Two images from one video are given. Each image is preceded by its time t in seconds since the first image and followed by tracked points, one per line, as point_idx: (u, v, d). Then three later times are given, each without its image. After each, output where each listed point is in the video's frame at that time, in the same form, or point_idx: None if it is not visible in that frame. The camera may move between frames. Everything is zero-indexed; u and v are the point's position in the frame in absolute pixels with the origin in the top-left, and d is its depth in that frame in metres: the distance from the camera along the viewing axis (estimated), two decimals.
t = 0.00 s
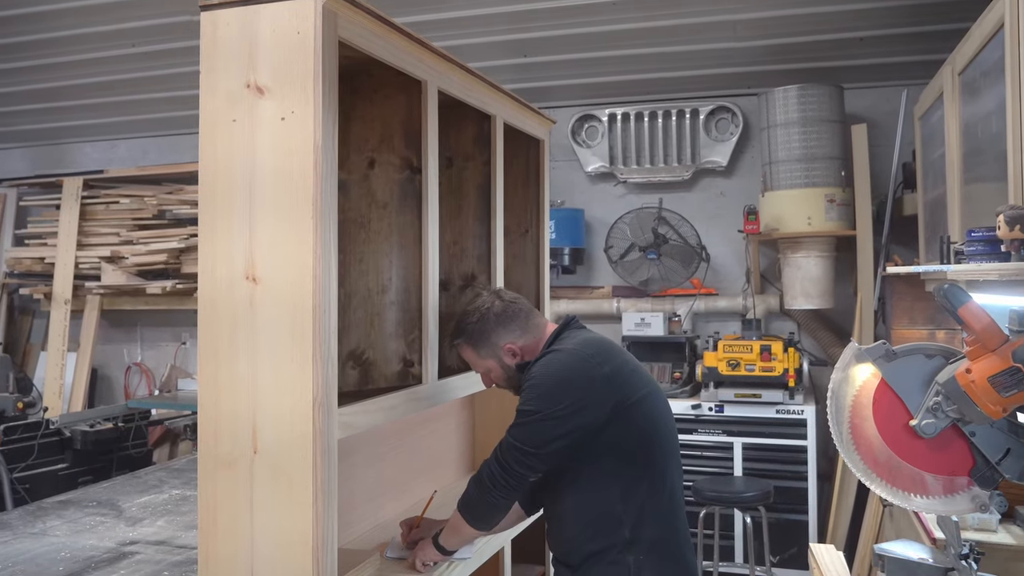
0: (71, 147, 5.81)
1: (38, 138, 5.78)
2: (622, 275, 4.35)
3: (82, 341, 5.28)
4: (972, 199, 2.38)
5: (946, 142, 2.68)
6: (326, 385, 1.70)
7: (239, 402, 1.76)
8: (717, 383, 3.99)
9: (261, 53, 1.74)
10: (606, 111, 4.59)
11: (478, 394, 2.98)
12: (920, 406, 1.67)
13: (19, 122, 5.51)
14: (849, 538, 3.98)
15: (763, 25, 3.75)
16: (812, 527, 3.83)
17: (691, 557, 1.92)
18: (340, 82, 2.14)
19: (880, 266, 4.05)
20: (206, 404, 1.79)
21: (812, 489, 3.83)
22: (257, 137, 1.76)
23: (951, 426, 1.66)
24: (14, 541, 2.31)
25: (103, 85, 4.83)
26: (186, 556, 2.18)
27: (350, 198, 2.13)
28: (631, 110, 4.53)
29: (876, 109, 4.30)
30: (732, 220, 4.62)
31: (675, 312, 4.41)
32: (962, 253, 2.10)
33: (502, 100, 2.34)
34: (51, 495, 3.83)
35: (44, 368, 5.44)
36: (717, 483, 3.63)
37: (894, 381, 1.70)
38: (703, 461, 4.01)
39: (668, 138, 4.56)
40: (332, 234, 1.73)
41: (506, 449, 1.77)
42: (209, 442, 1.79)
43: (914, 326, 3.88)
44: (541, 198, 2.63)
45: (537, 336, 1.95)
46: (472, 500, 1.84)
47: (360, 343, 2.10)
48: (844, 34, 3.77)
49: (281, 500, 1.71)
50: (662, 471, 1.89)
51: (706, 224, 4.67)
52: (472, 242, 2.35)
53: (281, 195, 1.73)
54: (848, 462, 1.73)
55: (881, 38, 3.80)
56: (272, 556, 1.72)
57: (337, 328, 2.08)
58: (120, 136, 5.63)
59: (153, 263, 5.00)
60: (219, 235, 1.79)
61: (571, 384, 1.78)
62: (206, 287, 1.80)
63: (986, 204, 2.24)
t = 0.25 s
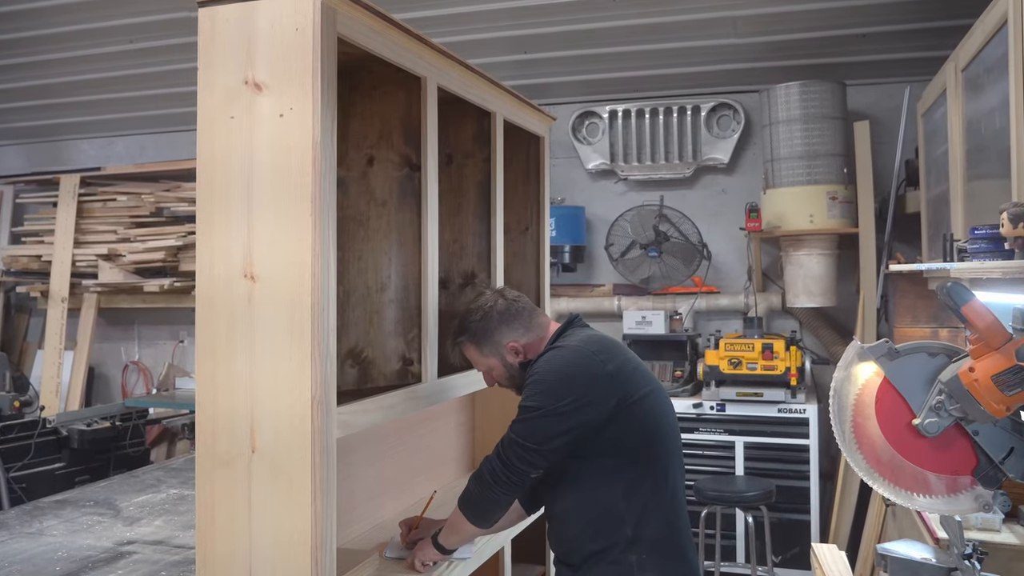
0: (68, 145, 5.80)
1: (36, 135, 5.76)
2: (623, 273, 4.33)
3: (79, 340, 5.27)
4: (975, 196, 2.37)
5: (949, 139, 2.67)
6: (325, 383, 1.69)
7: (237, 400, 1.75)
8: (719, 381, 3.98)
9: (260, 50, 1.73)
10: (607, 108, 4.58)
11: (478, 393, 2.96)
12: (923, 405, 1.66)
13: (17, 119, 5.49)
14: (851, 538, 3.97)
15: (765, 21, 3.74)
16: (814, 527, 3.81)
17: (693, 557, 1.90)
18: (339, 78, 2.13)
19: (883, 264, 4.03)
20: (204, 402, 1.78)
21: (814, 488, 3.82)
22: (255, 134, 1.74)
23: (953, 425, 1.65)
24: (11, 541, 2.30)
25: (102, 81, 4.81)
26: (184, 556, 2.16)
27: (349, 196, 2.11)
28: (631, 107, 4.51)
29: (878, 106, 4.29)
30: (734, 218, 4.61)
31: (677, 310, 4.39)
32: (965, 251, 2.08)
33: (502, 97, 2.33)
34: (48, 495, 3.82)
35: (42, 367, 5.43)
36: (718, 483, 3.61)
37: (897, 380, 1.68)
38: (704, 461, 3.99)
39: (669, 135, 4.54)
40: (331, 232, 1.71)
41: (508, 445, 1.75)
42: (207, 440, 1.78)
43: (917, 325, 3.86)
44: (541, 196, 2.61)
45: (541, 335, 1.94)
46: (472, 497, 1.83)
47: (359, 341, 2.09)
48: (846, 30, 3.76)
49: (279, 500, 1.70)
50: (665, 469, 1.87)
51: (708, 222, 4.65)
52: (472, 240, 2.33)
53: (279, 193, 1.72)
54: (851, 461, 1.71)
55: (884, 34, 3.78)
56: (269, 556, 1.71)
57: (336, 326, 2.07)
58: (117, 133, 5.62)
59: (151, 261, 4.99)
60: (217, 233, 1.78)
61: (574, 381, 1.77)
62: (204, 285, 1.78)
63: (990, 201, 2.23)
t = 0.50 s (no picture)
0: (65, 142, 5.79)
1: (33, 132, 5.74)
2: (624, 271, 4.32)
3: (76, 338, 5.25)
4: (979, 193, 2.36)
5: (953, 135, 2.65)
6: (324, 382, 1.68)
7: (236, 398, 1.73)
8: (720, 380, 3.97)
9: (258, 46, 1.71)
10: (608, 105, 4.56)
11: (478, 392, 2.94)
12: (926, 403, 1.64)
13: (15, 115, 5.47)
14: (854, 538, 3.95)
15: (767, 17, 3.72)
16: (817, 527, 3.80)
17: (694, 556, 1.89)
18: (338, 74, 2.11)
19: (887, 262, 4.01)
20: (202, 401, 1.76)
21: (816, 488, 3.80)
22: (254, 131, 1.73)
23: (957, 424, 1.62)
24: (7, 540, 2.28)
25: (101, 77, 4.79)
26: (181, 556, 2.15)
27: (348, 193, 2.10)
28: (632, 103, 4.50)
29: (881, 102, 4.27)
30: (735, 215, 4.59)
31: (677, 308, 4.37)
32: (968, 250, 2.06)
33: (502, 94, 2.31)
34: (44, 494, 3.81)
35: (38, 365, 5.42)
36: (719, 482, 3.60)
37: (900, 378, 1.67)
38: (706, 460, 3.98)
39: (670, 131, 4.53)
40: (329, 230, 1.70)
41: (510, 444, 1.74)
42: (205, 439, 1.76)
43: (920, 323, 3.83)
44: (541, 193, 2.60)
45: (542, 334, 1.92)
46: (472, 496, 1.81)
47: (358, 340, 2.08)
48: (848, 26, 3.74)
49: (277, 499, 1.69)
50: (667, 468, 1.86)
51: (709, 219, 4.64)
52: (472, 238, 2.32)
53: (278, 190, 1.71)
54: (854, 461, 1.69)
55: (886, 30, 3.77)
56: (267, 555, 1.70)
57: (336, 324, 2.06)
58: (114, 130, 5.60)
59: (148, 259, 4.96)
60: (215, 230, 1.76)
61: (577, 380, 1.75)
62: (202, 282, 1.77)
63: (994, 198, 2.21)
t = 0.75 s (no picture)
0: (62, 139, 5.78)
1: (30, 128, 5.74)
2: (625, 268, 4.30)
3: (73, 336, 5.24)
4: (982, 191, 2.34)
5: (956, 132, 2.64)
6: (322, 380, 1.66)
7: (234, 397, 1.72)
8: (722, 378, 3.96)
9: (256, 42, 1.70)
10: (609, 102, 4.55)
11: (478, 391, 2.93)
12: (928, 402, 1.62)
13: (13, 112, 5.46)
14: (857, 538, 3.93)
15: (769, 12, 3.71)
16: (819, 526, 3.78)
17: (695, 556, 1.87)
18: (337, 70, 2.10)
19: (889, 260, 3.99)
20: (200, 399, 1.75)
21: (819, 488, 3.79)
22: (252, 128, 1.71)
23: (960, 423, 1.60)
24: (3, 540, 2.27)
25: (100, 74, 4.77)
26: (179, 556, 2.13)
27: (347, 190, 2.09)
28: (633, 100, 4.48)
29: (884, 99, 4.26)
30: (737, 213, 4.58)
31: (679, 306, 4.37)
32: (972, 247, 2.05)
33: (502, 90, 2.29)
34: (41, 493, 3.79)
35: (35, 363, 5.41)
36: (721, 482, 3.58)
37: (903, 377, 1.65)
38: (707, 459, 3.97)
39: (672, 128, 4.52)
40: (328, 228, 1.69)
41: (510, 442, 1.72)
42: (203, 439, 1.75)
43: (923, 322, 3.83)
44: (541, 190, 2.58)
45: (543, 332, 1.91)
46: (472, 494, 1.80)
47: (356, 338, 2.07)
48: (851, 22, 3.73)
49: (276, 498, 1.67)
50: (668, 467, 1.84)
51: (711, 217, 4.62)
52: (472, 236, 2.31)
53: (277, 186, 1.69)
54: (856, 460, 1.68)
55: (889, 26, 3.76)
56: (265, 556, 1.68)
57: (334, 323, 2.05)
58: (111, 126, 5.59)
59: (146, 257, 4.93)
60: (214, 228, 1.75)
61: (578, 378, 1.74)
62: (200, 280, 1.76)
63: (997, 195, 2.20)
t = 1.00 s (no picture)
0: (58, 135, 5.77)
1: (27, 125, 5.73)
2: (626, 266, 4.29)
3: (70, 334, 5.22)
4: (986, 188, 2.33)
5: (959, 128, 2.62)
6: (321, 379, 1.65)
7: (232, 396, 1.71)
8: (723, 377, 3.93)
9: (254, 38, 1.68)
10: (609, 98, 4.53)
11: (478, 391, 2.92)
12: (931, 401, 1.60)
13: (10, 108, 5.45)
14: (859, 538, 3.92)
15: (771, 8, 3.69)
16: (821, 526, 3.77)
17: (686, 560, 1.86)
18: (336, 66, 2.08)
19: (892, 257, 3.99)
20: (197, 397, 1.74)
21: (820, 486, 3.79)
22: (250, 125, 1.70)
23: (963, 421, 1.59)
24: None
25: (98, 70, 4.75)
26: (176, 556, 2.12)
27: (346, 187, 2.07)
28: (634, 97, 4.46)
29: (886, 95, 4.25)
30: (738, 210, 4.57)
31: (680, 305, 4.37)
32: (975, 244, 2.03)
33: (502, 87, 2.28)
34: (39, 492, 3.78)
35: (31, 362, 5.40)
36: (722, 481, 3.56)
37: (905, 376, 1.63)
38: (708, 458, 3.95)
39: (673, 125, 4.50)
40: (327, 225, 1.67)
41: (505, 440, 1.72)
42: (201, 438, 1.73)
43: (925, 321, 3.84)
44: (541, 187, 2.56)
45: (547, 322, 1.92)
46: (469, 491, 1.77)
47: (355, 336, 2.05)
48: (854, 18, 3.71)
49: (274, 497, 1.66)
50: (665, 468, 1.84)
51: (713, 214, 4.61)
52: (472, 233, 2.29)
53: (276, 184, 1.68)
54: (858, 459, 1.65)
55: (892, 22, 3.74)
56: (263, 556, 1.67)
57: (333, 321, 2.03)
58: (109, 123, 5.58)
59: (143, 255, 4.92)
60: (212, 225, 1.74)
61: (576, 376, 1.74)
62: (197, 278, 1.74)
63: (1001, 192, 2.18)
